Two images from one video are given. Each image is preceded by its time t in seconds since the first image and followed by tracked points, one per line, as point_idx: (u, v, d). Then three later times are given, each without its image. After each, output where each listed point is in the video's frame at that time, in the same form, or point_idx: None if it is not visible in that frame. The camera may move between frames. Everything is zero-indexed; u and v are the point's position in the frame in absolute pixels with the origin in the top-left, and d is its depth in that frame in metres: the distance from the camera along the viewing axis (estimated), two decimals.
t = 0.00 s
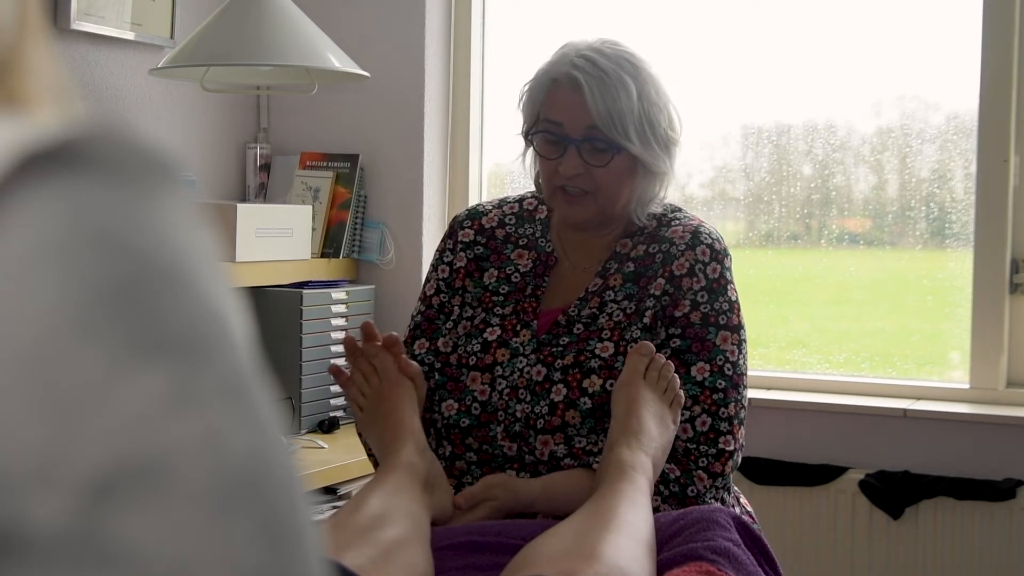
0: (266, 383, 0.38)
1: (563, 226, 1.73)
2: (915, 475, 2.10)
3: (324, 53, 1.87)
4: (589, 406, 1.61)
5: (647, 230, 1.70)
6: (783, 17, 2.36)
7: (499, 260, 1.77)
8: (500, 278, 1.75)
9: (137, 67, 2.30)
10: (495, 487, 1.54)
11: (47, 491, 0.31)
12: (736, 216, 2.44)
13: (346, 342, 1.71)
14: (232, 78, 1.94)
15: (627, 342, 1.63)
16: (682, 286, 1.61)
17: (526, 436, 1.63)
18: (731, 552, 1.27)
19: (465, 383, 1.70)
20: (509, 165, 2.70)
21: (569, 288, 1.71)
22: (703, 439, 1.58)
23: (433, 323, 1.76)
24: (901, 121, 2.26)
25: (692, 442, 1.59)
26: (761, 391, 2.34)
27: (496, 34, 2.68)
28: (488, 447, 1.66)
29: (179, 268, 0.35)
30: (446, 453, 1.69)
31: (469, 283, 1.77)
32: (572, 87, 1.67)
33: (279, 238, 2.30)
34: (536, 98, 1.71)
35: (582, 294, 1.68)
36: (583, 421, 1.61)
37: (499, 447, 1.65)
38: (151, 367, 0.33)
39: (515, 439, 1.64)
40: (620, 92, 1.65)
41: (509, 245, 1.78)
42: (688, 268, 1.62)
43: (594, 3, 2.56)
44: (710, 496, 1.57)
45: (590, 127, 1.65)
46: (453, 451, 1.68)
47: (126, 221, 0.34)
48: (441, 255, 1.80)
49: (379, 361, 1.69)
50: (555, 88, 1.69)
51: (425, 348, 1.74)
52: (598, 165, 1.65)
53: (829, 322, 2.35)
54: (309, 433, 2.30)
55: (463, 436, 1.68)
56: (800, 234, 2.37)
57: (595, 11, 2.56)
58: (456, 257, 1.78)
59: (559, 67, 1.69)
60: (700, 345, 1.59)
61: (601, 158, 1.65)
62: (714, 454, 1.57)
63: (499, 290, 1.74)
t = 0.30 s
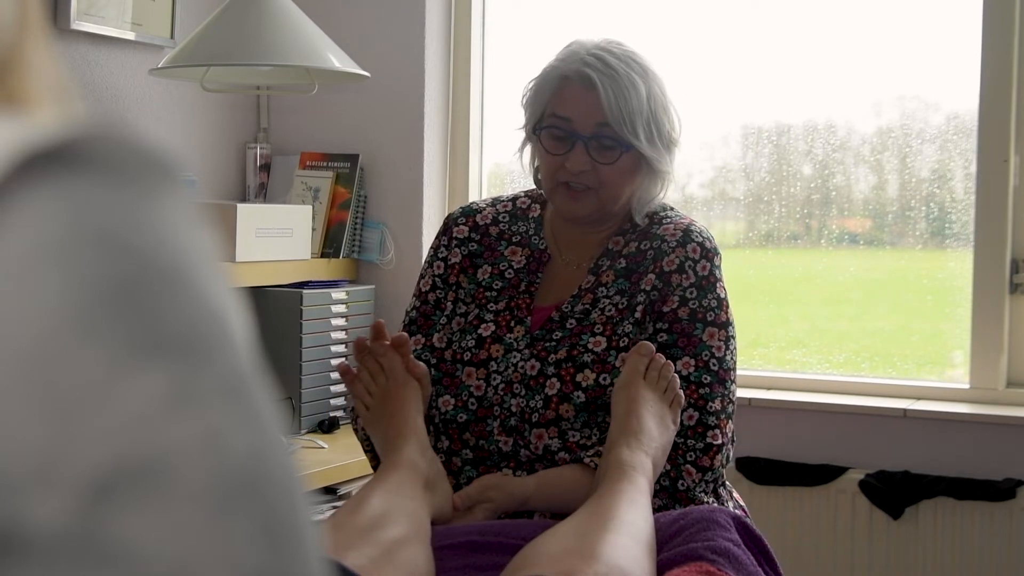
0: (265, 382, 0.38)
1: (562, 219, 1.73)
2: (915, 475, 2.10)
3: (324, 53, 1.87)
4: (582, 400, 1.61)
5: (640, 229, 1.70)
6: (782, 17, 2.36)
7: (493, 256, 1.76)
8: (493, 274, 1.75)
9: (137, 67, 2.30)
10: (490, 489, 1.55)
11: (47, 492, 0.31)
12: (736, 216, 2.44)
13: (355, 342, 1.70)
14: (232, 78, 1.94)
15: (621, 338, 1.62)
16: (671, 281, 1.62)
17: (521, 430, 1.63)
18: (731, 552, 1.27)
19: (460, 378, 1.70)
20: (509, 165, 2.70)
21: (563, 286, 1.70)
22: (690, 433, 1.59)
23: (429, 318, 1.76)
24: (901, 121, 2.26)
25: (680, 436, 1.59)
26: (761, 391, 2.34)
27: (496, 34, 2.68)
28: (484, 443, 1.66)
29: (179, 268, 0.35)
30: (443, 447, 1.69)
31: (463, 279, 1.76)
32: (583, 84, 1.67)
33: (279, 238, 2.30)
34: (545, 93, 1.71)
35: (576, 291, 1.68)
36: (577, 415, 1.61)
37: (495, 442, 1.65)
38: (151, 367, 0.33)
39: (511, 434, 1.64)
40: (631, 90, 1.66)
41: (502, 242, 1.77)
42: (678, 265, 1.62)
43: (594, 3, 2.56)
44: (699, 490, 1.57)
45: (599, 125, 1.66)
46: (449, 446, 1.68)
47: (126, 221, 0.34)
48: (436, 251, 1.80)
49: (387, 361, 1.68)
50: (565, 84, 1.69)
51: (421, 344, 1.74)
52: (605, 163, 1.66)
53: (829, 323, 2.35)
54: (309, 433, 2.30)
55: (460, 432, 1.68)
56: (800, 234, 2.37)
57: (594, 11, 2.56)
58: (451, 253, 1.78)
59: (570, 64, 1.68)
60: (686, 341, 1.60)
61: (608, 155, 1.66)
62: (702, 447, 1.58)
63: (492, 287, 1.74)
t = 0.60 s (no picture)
0: (265, 383, 0.38)
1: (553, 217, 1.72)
2: (915, 475, 2.10)
3: (324, 53, 1.87)
4: (573, 401, 1.61)
5: (628, 225, 1.70)
6: (782, 17, 2.36)
7: (481, 259, 1.76)
8: (483, 277, 1.75)
9: (137, 67, 2.30)
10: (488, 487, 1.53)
11: (47, 491, 0.31)
12: (736, 216, 2.44)
13: (356, 343, 1.72)
14: (232, 78, 1.94)
15: (610, 336, 1.62)
16: (659, 278, 1.62)
17: (513, 432, 1.64)
18: (731, 552, 1.27)
19: (452, 382, 1.69)
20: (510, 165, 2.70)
21: (552, 287, 1.70)
22: (688, 430, 1.60)
23: (418, 323, 1.77)
24: (901, 121, 2.26)
25: (677, 433, 1.60)
26: (761, 391, 2.34)
27: (496, 34, 2.68)
28: (478, 446, 1.66)
29: (179, 269, 0.35)
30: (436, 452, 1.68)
31: (452, 283, 1.76)
32: (578, 82, 1.67)
33: (279, 238, 2.30)
34: (538, 90, 1.70)
35: (565, 291, 1.68)
36: (568, 416, 1.61)
37: (488, 445, 1.65)
38: (151, 367, 0.33)
39: (503, 436, 1.64)
40: (625, 89, 1.66)
41: (491, 244, 1.77)
42: (666, 261, 1.62)
43: (594, 3, 2.56)
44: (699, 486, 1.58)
45: (594, 124, 1.66)
46: (443, 451, 1.67)
47: (126, 221, 0.34)
48: (425, 256, 1.79)
49: (387, 362, 1.69)
50: (559, 81, 1.69)
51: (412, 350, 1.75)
52: (598, 161, 1.66)
53: (829, 323, 2.35)
54: (309, 433, 2.30)
55: (453, 436, 1.67)
56: (800, 234, 2.37)
57: (594, 11, 2.56)
58: (439, 257, 1.77)
59: (564, 61, 1.68)
60: (679, 337, 1.60)
61: (602, 154, 1.66)
62: (699, 445, 1.59)
63: (482, 289, 1.74)
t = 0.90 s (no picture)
0: (265, 382, 0.38)
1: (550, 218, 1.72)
2: (915, 475, 2.10)
3: (323, 53, 1.87)
4: (575, 404, 1.61)
5: (630, 228, 1.71)
6: (782, 17, 2.36)
7: (481, 259, 1.76)
8: (483, 278, 1.75)
9: (137, 67, 2.30)
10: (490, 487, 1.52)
11: (47, 491, 0.31)
12: (736, 216, 2.44)
13: (364, 340, 1.72)
14: (232, 78, 1.94)
15: (613, 339, 1.62)
16: (665, 283, 1.62)
17: (515, 434, 1.63)
18: (731, 552, 1.27)
19: (453, 383, 1.70)
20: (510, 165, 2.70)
21: (554, 287, 1.71)
22: (690, 433, 1.60)
23: (418, 324, 1.76)
24: (901, 121, 2.26)
25: (680, 435, 1.60)
26: (761, 391, 2.34)
27: (496, 34, 2.68)
28: (480, 448, 1.66)
29: (179, 268, 0.35)
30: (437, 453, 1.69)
31: (452, 284, 1.76)
32: (564, 82, 1.67)
33: (279, 238, 2.30)
34: (525, 93, 1.70)
35: (568, 293, 1.67)
36: (570, 419, 1.62)
37: (490, 446, 1.65)
38: (151, 367, 0.33)
39: (505, 438, 1.64)
40: (612, 86, 1.66)
41: (490, 244, 1.77)
42: (671, 266, 1.63)
43: (595, 3, 2.56)
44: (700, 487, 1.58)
45: (583, 123, 1.66)
46: (444, 453, 1.68)
47: (126, 221, 0.34)
48: (424, 257, 1.79)
49: (393, 360, 1.69)
50: (546, 83, 1.68)
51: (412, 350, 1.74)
52: (591, 160, 1.66)
53: (829, 323, 2.35)
54: (309, 433, 2.30)
55: (455, 438, 1.68)
56: (800, 234, 2.37)
57: (594, 11, 2.56)
58: (439, 258, 1.77)
59: (549, 62, 1.68)
60: (684, 341, 1.60)
61: (594, 153, 1.66)
62: (701, 446, 1.59)
63: (482, 290, 1.74)
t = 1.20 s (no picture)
0: (265, 382, 0.38)
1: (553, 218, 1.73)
2: (915, 475, 2.10)
3: (324, 53, 1.87)
4: (579, 402, 1.61)
5: (632, 229, 1.70)
6: (782, 17, 2.36)
7: (485, 259, 1.76)
8: (487, 277, 1.75)
9: (137, 67, 2.30)
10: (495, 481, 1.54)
11: (48, 491, 0.31)
12: (736, 216, 2.44)
13: (365, 339, 1.71)
14: (232, 78, 1.94)
15: (616, 338, 1.62)
16: (668, 284, 1.62)
17: (518, 433, 1.63)
18: (731, 552, 1.27)
19: (457, 382, 1.70)
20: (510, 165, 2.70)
21: (558, 286, 1.71)
22: (693, 433, 1.59)
23: (422, 323, 1.76)
24: (901, 121, 2.26)
25: (684, 436, 1.60)
26: (761, 391, 2.34)
27: (496, 34, 2.68)
28: (483, 447, 1.66)
29: (180, 270, 0.35)
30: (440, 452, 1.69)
31: (455, 283, 1.76)
32: (555, 78, 1.67)
33: (279, 238, 2.30)
34: (518, 93, 1.70)
35: (572, 292, 1.68)
36: (574, 417, 1.61)
37: (492, 445, 1.65)
38: (152, 367, 0.33)
39: (508, 437, 1.64)
40: (602, 78, 1.66)
41: (494, 244, 1.78)
42: (675, 267, 1.62)
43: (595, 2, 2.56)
44: (702, 488, 1.57)
45: (576, 116, 1.66)
46: (447, 451, 1.68)
47: (127, 221, 0.34)
48: (428, 256, 1.79)
49: (394, 360, 1.69)
50: (537, 81, 1.68)
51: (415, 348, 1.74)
52: (586, 152, 1.66)
53: (829, 323, 2.35)
54: (309, 433, 2.30)
55: (457, 436, 1.68)
56: (800, 234, 2.37)
57: (594, 10, 2.56)
58: (443, 257, 1.78)
59: (539, 61, 1.68)
60: (687, 342, 1.60)
61: (589, 144, 1.66)
62: (704, 447, 1.58)
63: (485, 289, 1.74)
